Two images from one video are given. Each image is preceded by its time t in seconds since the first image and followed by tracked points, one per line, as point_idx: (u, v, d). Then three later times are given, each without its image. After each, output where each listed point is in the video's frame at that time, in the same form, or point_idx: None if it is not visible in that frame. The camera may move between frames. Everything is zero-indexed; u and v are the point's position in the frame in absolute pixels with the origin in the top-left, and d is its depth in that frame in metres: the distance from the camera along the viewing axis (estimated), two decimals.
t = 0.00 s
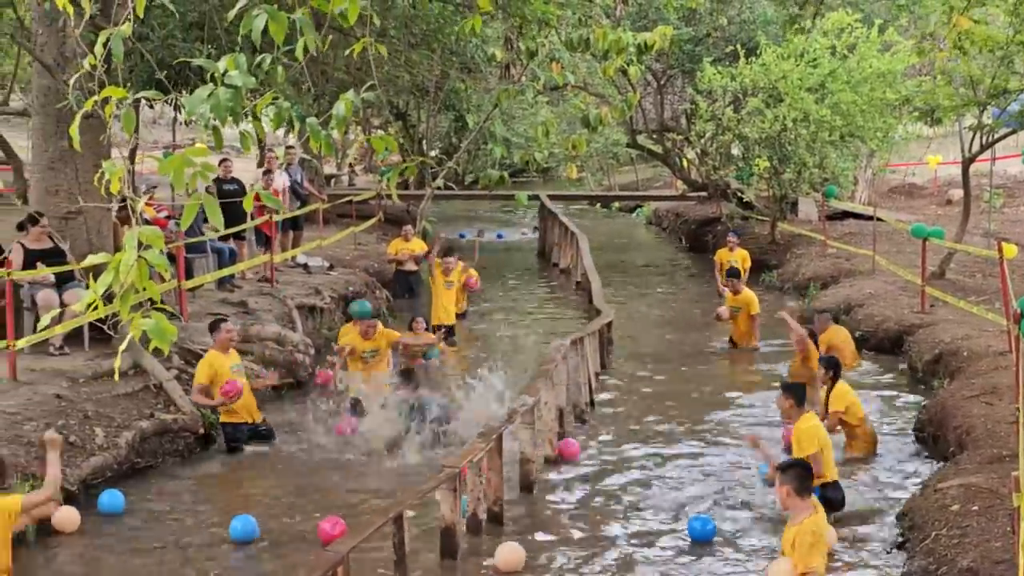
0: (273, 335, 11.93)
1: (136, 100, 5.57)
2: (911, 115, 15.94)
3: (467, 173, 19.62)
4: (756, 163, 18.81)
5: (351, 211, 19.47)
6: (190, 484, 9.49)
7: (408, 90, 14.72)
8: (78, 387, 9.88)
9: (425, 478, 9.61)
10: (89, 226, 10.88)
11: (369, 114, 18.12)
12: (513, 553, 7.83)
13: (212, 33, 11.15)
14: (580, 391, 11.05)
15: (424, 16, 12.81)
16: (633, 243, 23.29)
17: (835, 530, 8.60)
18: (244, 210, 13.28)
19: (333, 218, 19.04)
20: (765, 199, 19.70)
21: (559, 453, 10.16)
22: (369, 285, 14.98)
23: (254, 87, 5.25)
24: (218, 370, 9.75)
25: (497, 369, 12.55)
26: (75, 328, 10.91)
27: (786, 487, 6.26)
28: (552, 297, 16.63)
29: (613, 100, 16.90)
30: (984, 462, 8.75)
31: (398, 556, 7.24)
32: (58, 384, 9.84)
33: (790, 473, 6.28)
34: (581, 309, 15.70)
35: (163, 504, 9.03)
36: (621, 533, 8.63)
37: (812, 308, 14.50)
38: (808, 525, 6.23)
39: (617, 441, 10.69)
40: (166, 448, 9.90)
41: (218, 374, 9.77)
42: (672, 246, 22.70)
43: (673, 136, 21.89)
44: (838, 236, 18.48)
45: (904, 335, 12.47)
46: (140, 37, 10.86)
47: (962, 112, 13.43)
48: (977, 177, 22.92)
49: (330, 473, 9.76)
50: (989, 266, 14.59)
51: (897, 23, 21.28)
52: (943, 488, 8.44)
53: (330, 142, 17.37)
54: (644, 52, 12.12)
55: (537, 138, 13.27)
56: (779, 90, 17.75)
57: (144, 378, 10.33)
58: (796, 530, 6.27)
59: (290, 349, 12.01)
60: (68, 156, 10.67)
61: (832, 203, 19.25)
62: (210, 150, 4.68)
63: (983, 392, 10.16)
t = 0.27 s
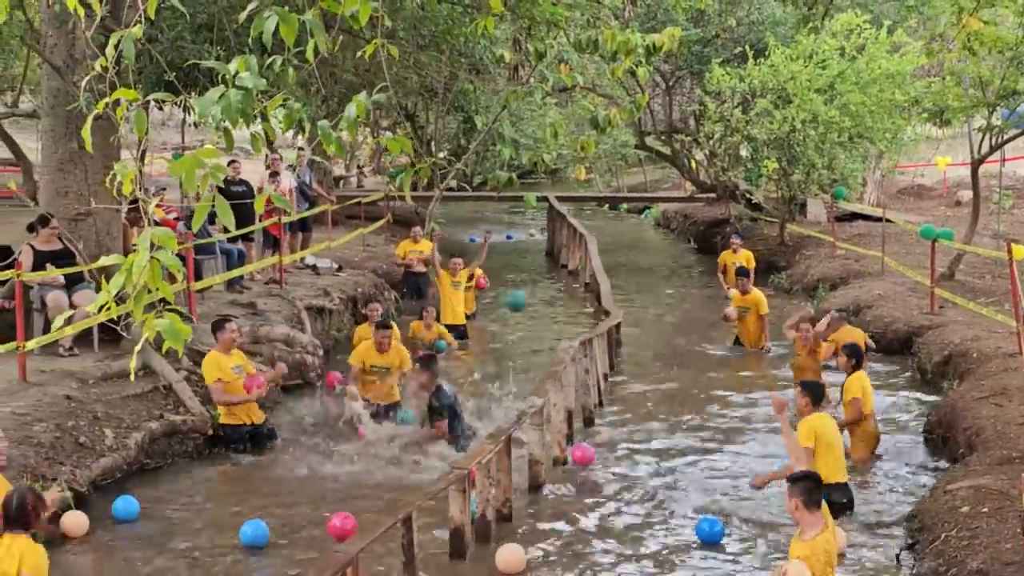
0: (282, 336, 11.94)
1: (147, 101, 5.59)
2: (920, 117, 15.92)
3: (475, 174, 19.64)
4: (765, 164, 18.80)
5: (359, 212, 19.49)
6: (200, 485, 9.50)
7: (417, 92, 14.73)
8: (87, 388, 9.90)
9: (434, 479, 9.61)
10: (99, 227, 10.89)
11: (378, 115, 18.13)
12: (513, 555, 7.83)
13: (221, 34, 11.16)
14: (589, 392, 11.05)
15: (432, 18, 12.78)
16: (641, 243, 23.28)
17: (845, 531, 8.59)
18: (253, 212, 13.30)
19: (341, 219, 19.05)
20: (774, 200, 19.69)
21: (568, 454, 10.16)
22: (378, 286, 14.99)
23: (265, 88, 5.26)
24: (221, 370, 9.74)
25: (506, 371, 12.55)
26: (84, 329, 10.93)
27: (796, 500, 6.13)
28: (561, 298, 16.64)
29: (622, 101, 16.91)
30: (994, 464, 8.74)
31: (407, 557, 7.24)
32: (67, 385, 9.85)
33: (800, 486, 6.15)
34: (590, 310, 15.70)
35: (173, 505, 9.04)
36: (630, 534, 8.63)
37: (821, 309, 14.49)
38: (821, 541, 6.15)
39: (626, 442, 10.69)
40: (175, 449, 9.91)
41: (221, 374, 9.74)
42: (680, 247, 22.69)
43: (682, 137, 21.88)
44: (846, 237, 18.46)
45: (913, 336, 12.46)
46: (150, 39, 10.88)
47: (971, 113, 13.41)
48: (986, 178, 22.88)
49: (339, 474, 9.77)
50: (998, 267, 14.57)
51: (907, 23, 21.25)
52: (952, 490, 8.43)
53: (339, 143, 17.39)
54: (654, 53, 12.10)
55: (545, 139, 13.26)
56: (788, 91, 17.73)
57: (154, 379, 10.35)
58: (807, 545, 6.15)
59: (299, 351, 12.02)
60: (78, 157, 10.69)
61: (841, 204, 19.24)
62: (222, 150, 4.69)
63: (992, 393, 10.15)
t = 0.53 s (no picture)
0: (289, 339, 11.94)
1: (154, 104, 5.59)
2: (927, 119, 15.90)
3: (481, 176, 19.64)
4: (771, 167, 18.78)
5: (366, 214, 19.50)
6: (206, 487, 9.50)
7: (423, 94, 14.73)
8: (94, 390, 9.91)
9: (440, 481, 9.60)
10: (106, 229, 10.90)
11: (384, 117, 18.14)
12: (509, 556, 7.79)
13: (228, 37, 11.17)
14: (595, 394, 11.04)
15: (438, 20, 12.86)
16: (647, 246, 23.27)
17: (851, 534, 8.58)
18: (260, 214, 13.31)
19: (347, 221, 19.06)
20: (780, 203, 19.67)
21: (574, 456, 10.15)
22: (384, 288, 14.99)
23: (273, 92, 5.27)
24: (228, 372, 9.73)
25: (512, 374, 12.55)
26: (91, 331, 10.94)
27: (803, 508, 6.12)
28: (567, 301, 16.63)
29: (628, 103, 16.92)
30: (1001, 467, 8.72)
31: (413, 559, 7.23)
32: (74, 387, 9.86)
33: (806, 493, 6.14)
34: (596, 313, 15.69)
35: (179, 508, 9.04)
36: (636, 538, 8.62)
37: (828, 312, 14.48)
38: (823, 549, 6.07)
39: (632, 445, 10.68)
40: (181, 451, 9.91)
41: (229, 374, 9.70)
42: (686, 250, 22.68)
43: (688, 139, 21.87)
44: (853, 240, 18.44)
45: (920, 339, 12.44)
46: (158, 42, 10.91)
47: (978, 115, 13.39)
48: (992, 181, 22.86)
49: (346, 476, 9.77)
50: (1005, 270, 14.55)
51: (913, 26, 21.24)
52: (959, 492, 8.42)
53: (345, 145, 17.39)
54: (660, 56, 12.10)
55: (552, 142, 13.26)
56: (795, 94, 17.72)
57: (160, 381, 10.36)
58: (808, 552, 6.08)
59: (305, 353, 12.02)
60: (84, 160, 10.70)
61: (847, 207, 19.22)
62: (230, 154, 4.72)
63: (999, 397, 10.13)
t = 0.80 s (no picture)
0: (293, 339, 11.94)
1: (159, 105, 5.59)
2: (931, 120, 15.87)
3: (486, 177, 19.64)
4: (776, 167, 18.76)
5: (370, 215, 19.50)
6: (210, 488, 9.50)
7: (428, 95, 14.73)
8: (98, 390, 9.91)
9: (444, 482, 9.60)
10: (110, 230, 10.89)
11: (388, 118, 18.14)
12: (509, 557, 7.80)
13: (232, 38, 11.16)
14: (599, 395, 11.03)
15: (443, 21, 12.87)
16: (651, 247, 23.27)
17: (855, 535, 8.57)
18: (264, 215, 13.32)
19: (352, 221, 19.06)
20: (784, 203, 19.66)
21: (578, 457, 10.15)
22: (388, 289, 14.99)
23: (278, 93, 5.27)
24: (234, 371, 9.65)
25: (516, 374, 12.54)
26: (95, 332, 10.95)
27: (807, 509, 6.10)
28: (571, 302, 16.62)
29: (633, 104, 16.91)
30: (1006, 468, 8.71)
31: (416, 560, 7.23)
32: (78, 387, 9.86)
33: (811, 495, 6.11)
34: (600, 314, 15.69)
35: (184, 508, 9.04)
36: (641, 538, 8.61)
37: (832, 313, 14.47)
38: (827, 551, 6.05)
39: (637, 446, 10.67)
40: (185, 452, 9.92)
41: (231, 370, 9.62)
42: (690, 250, 22.67)
43: (692, 140, 21.85)
44: (857, 240, 18.43)
45: (925, 340, 12.42)
46: (163, 42, 10.92)
47: (982, 116, 13.38)
48: (997, 182, 22.84)
49: (349, 477, 9.77)
50: (1010, 270, 14.53)
51: (918, 27, 21.22)
52: (963, 494, 8.41)
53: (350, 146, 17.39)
54: (664, 57, 12.09)
55: (556, 142, 13.26)
56: (799, 94, 17.70)
57: (164, 382, 10.36)
58: (812, 554, 6.05)
59: (309, 354, 12.02)
60: (89, 160, 10.70)
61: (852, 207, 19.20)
62: (235, 155, 4.72)
63: (1003, 398, 10.12)
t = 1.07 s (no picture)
0: (295, 338, 11.97)
1: (162, 103, 5.59)
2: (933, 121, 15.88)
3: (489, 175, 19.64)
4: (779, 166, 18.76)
5: (372, 214, 19.51)
6: (213, 486, 9.50)
7: (431, 94, 14.73)
8: (100, 389, 9.91)
9: (446, 481, 9.60)
10: (113, 228, 10.90)
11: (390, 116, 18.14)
12: (506, 555, 7.78)
13: (235, 36, 11.17)
14: (601, 394, 11.04)
15: (446, 19, 12.87)
16: (654, 246, 23.27)
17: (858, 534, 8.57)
18: (267, 214, 13.31)
19: (354, 220, 19.07)
20: (787, 203, 19.66)
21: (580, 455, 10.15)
22: (391, 288, 15.00)
23: (280, 91, 5.28)
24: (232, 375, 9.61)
25: (519, 374, 12.54)
26: (98, 330, 10.95)
27: (812, 507, 6.08)
28: (573, 300, 16.63)
29: (635, 103, 16.90)
30: (1009, 467, 8.71)
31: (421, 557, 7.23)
32: (81, 385, 9.87)
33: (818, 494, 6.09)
34: (602, 313, 15.69)
35: (186, 507, 9.05)
36: (643, 537, 8.61)
37: (835, 312, 14.46)
38: (835, 549, 6.06)
39: (638, 445, 10.67)
40: (188, 450, 9.93)
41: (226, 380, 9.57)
42: (693, 249, 22.67)
43: (695, 139, 21.86)
44: (860, 239, 18.43)
45: (927, 340, 12.42)
46: (167, 40, 10.92)
47: (985, 115, 13.37)
48: (1000, 181, 22.84)
49: (351, 475, 9.78)
50: (1012, 270, 14.52)
51: (921, 26, 21.20)
52: (966, 492, 8.40)
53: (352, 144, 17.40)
54: (666, 56, 12.09)
55: (559, 141, 13.25)
56: (802, 93, 17.69)
57: (167, 381, 10.37)
58: (821, 552, 6.05)
59: (312, 352, 12.04)
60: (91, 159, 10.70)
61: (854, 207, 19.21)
62: (237, 152, 4.72)
63: (1006, 397, 10.12)
